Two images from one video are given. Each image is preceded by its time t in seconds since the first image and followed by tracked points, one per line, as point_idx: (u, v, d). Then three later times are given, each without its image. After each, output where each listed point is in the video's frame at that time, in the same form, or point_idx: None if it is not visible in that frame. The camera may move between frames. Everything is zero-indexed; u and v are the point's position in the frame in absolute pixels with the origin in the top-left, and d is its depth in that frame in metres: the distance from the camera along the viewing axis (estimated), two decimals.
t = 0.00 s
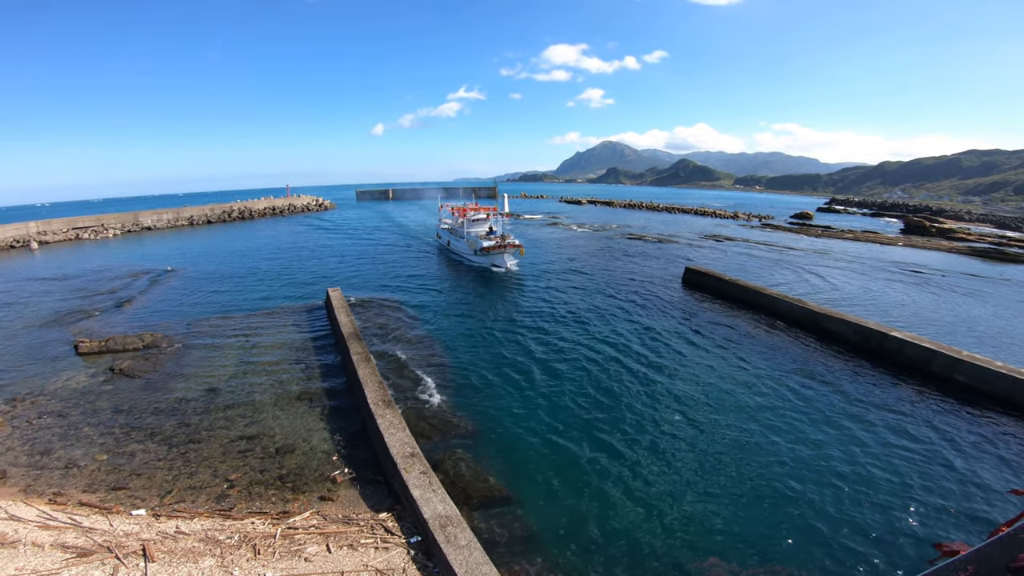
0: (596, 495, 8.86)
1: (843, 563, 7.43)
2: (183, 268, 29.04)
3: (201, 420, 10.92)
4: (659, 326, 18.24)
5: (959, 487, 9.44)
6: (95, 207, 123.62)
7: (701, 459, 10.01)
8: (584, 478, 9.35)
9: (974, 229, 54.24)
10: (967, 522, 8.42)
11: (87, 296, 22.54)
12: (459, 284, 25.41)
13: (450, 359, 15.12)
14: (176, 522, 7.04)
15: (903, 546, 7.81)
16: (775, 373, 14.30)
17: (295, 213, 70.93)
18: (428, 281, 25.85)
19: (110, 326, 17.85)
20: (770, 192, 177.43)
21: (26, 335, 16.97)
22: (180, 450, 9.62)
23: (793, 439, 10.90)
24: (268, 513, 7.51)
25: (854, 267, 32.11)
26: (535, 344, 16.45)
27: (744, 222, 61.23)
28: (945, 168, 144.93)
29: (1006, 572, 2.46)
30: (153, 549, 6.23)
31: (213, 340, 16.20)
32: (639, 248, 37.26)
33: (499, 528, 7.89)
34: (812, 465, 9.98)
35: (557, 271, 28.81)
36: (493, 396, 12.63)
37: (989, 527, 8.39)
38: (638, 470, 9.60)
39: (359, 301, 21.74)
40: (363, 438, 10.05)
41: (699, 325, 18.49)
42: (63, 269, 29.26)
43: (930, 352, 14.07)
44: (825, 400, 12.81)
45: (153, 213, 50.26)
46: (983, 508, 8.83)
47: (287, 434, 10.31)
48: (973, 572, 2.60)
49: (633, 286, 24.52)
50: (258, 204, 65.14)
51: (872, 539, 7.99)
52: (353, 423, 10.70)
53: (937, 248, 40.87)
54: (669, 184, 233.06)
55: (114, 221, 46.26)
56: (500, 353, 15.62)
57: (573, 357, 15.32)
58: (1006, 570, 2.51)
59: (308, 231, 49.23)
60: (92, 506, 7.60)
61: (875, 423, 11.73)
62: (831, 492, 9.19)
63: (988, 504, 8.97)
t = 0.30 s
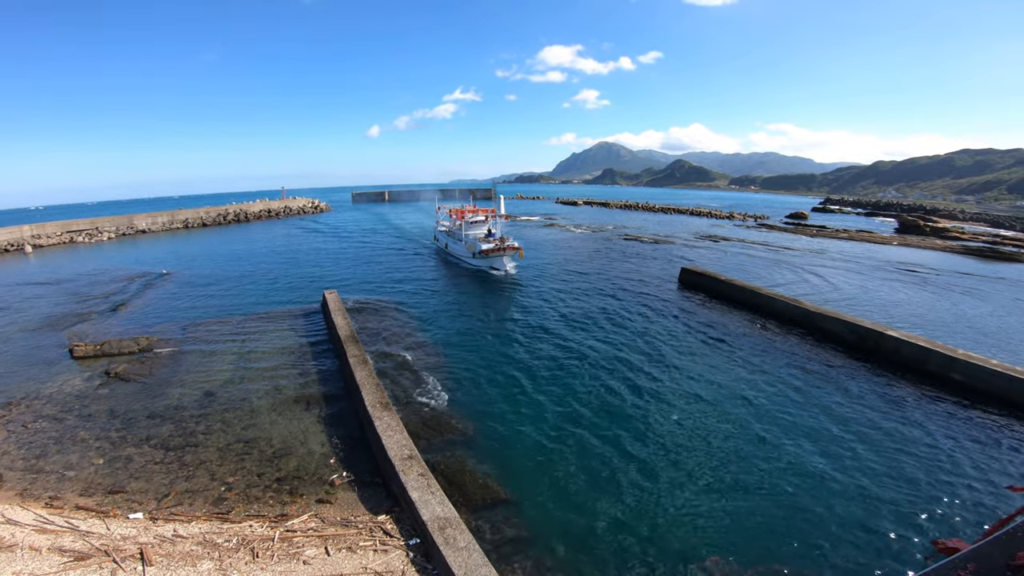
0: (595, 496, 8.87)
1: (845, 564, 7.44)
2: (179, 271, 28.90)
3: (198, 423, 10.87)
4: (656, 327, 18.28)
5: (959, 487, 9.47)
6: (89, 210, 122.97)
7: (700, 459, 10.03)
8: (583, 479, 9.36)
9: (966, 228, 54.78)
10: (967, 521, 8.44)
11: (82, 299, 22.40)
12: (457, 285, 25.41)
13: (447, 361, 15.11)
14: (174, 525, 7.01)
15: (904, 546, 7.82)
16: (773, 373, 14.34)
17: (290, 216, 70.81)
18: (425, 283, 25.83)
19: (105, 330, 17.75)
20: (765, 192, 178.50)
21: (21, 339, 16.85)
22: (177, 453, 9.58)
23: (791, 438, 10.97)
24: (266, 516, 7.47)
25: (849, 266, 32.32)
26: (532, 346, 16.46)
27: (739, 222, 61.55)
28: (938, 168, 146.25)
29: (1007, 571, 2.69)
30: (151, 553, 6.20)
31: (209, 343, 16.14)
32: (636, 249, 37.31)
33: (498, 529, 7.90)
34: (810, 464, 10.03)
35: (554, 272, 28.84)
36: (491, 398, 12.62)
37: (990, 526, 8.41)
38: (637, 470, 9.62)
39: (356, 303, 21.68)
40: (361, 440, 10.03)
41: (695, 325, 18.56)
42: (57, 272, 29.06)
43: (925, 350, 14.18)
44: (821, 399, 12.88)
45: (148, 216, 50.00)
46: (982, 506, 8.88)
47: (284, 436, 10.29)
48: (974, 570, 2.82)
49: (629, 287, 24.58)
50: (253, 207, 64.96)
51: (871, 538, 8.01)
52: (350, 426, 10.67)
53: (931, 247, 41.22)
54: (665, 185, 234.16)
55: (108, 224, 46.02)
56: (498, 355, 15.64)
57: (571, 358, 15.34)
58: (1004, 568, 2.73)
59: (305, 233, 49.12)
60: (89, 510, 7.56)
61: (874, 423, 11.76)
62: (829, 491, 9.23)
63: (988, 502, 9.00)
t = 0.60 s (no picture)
0: (595, 497, 8.87)
1: (848, 563, 7.46)
2: (177, 273, 28.86)
3: (197, 425, 10.86)
4: (656, 328, 18.26)
5: (958, 486, 9.52)
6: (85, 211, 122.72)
7: (700, 460, 10.02)
8: (582, 480, 9.36)
9: (965, 228, 54.89)
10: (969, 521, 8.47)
11: (80, 302, 22.33)
12: (455, 287, 25.41)
13: (446, 362, 15.09)
14: (172, 527, 6.98)
15: (908, 546, 7.81)
16: (772, 373, 14.38)
17: (288, 217, 70.79)
18: (423, 284, 25.82)
19: (103, 332, 17.71)
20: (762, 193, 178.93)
21: (18, 341, 16.79)
22: (176, 455, 9.56)
23: (791, 438, 10.96)
24: (265, 518, 7.46)
25: (847, 266, 32.40)
26: (531, 347, 16.44)
27: (738, 223, 61.69)
28: (935, 168, 146.71)
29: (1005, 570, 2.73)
30: (150, 555, 6.18)
31: (208, 345, 16.10)
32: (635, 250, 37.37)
33: (499, 531, 7.90)
34: (810, 464, 10.03)
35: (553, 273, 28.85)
36: (491, 399, 12.60)
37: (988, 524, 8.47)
38: (637, 472, 9.60)
39: (355, 305, 21.66)
40: (360, 442, 10.00)
41: (695, 325, 18.57)
42: (54, 275, 28.94)
43: (923, 350, 14.21)
44: (822, 399, 12.89)
45: (146, 218, 49.88)
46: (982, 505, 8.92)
47: (283, 438, 10.28)
48: (973, 569, 2.85)
49: (628, 288, 24.59)
50: (252, 208, 64.92)
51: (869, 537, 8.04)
52: (349, 427, 10.65)
53: (929, 246, 41.31)
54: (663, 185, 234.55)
55: (106, 226, 45.94)
56: (497, 356, 15.62)
57: (570, 359, 15.32)
58: (1003, 567, 2.76)
59: (303, 235, 49.08)
60: (88, 512, 7.54)
61: (872, 423, 11.80)
62: (827, 491, 9.25)
63: (987, 501, 9.05)
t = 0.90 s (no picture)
0: (594, 497, 8.88)
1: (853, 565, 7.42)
2: (176, 275, 28.84)
3: (197, 426, 10.85)
4: (655, 328, 18.28)
5: (961, 487, 9.48)
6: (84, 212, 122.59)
7: (699, 461, 10.03)
8: (582, 480, 9.38)
9: (964, 228, 55.00)
10: (972, 522, 8.44)
11: (79, 303, 22.33)
12: (455, 287, 25.42)
13: (446, 363, 15.11)
14: (172, 528, 6.98)
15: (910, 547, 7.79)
16: (773, 374, 14.35)
17: (288, 218, 70.80)
18: (423, 285, 25.83)
19: (102, 333, 17.69)
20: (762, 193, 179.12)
21: (17, 342, 16.78)
22: (176, 456, 9.56)
23: (790, 439, 10.96)
24: (265, 519, 7.45)
25: (846, 266, 32.42)
26: (531, 348, 16.46)
27: (737, 223, 61.76)
28: (935, 168, 146.94)
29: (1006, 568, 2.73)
30: (150, 556, 6.18)
31: (207, 346, 16.11)
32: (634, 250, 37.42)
33: (499, 531, 7.89)
34: (810, 465, 10.03)
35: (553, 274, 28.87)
36: (491, 400, 12.63)
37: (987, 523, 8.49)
38: (636, 472, 9.62)
39: (355, 306, 21.64)
40: (360, 444, 9.99)
41: (695, 326, 18.58)
42: (53, 276, 28.93)
43: (923, 350, 14.23)
44: (821, 400, 12.90)
45: (146, 218, 49.85)
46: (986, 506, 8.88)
47: (283, 439, 10.26)
48: (975, 569, 2.84)
49: (628, 289, 24.60)
50: (251, 209, 64.93)
51: (870, 538, 8.02)
52: (349, 429, 10.65)
53: (929, 247, 41.38)
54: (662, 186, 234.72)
55: (105, 227, 45.92)
56: (497, 357, 15.63)
57: (569, 360, 15.32)
58: (1005, 567, 2.76)
59: (302, 236, 49.06)
60: (88, 513, 7.53)
61: (873, 423, 11.79)
62: (827, 491, 9.25)
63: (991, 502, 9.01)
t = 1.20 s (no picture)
0: (595, 496, 8.89)
1: (856, 565, 7.42)
2: (176, 274, 28.85)
3: (197, 425, 10.86)
4: (656, 328, 18.28)
5: (963, 486, 9.49)
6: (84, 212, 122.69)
7: (699, 460, 10.03)
8: (583, 479, 9.39)
9: (965, 228, 55.00)
10: (973, 522, 8.43)
11: (80, 303, 22.34)
12: (455, 287, 25.43)
13: (446, 362, 15.13)
14: (173, 528, 6.98)
15: (915, 548, 7.75)
16: (773, 373, 14.35)
17: (289, 218, 70.85)
18: (423, 285, 25.83)
19: (103, 333, 17.69)
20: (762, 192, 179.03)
21: (18, 342, 16.79)
22: (177, 456, 9.57)
23: (790, 438, 10.95)
24: (266, 519, 7.46)
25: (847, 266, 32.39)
26: (531, 347, 16.47)
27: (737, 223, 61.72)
28: (935, 168, 146.78)
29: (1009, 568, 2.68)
30: (151, 555, 6.19)
31: (208, 346, 16.12)
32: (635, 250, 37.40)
33: (499, 532, 7.88)
34: (810, 464, 10.03)
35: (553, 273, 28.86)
36: (491, 399, 12.65)
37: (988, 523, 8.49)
38: (636, 471, 9.63)
39: (355, 306, 21.63)
40: (360, 443, 9.99)
41: (695, 325, 18.57)
42: (53, 275, 28.94)
43: (924, 349, 14.22)
44: (821, 399, 12.90)
45: (147, 218, 49.90)
46: (987, 505, 8.90)
47: (283, 439, 10.27)
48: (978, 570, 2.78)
49: (628, 288, 24.61)
50: (252, 209, 64.99)
51: (872, 538, 8.00)
52: (350, 428, 10.66)
53: (930, 246, 41.32)
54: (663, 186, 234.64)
55: (106, 227, 45.98)
56: (498, 356, 15.66)
57: (569, 359, 15.34)
58: (1009, 568, 2.71)
59: (303, 236, 49.07)
60: (89, 513, 7.53)
61: (874, 423, 11.78)
62: (827, 491, 9.24)
63: (992, 502, 9.02)
